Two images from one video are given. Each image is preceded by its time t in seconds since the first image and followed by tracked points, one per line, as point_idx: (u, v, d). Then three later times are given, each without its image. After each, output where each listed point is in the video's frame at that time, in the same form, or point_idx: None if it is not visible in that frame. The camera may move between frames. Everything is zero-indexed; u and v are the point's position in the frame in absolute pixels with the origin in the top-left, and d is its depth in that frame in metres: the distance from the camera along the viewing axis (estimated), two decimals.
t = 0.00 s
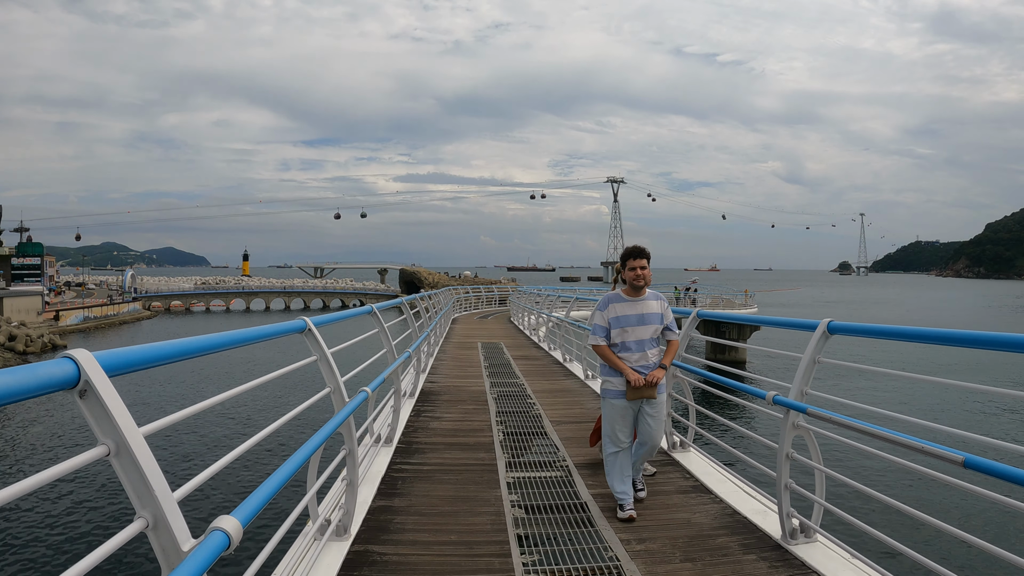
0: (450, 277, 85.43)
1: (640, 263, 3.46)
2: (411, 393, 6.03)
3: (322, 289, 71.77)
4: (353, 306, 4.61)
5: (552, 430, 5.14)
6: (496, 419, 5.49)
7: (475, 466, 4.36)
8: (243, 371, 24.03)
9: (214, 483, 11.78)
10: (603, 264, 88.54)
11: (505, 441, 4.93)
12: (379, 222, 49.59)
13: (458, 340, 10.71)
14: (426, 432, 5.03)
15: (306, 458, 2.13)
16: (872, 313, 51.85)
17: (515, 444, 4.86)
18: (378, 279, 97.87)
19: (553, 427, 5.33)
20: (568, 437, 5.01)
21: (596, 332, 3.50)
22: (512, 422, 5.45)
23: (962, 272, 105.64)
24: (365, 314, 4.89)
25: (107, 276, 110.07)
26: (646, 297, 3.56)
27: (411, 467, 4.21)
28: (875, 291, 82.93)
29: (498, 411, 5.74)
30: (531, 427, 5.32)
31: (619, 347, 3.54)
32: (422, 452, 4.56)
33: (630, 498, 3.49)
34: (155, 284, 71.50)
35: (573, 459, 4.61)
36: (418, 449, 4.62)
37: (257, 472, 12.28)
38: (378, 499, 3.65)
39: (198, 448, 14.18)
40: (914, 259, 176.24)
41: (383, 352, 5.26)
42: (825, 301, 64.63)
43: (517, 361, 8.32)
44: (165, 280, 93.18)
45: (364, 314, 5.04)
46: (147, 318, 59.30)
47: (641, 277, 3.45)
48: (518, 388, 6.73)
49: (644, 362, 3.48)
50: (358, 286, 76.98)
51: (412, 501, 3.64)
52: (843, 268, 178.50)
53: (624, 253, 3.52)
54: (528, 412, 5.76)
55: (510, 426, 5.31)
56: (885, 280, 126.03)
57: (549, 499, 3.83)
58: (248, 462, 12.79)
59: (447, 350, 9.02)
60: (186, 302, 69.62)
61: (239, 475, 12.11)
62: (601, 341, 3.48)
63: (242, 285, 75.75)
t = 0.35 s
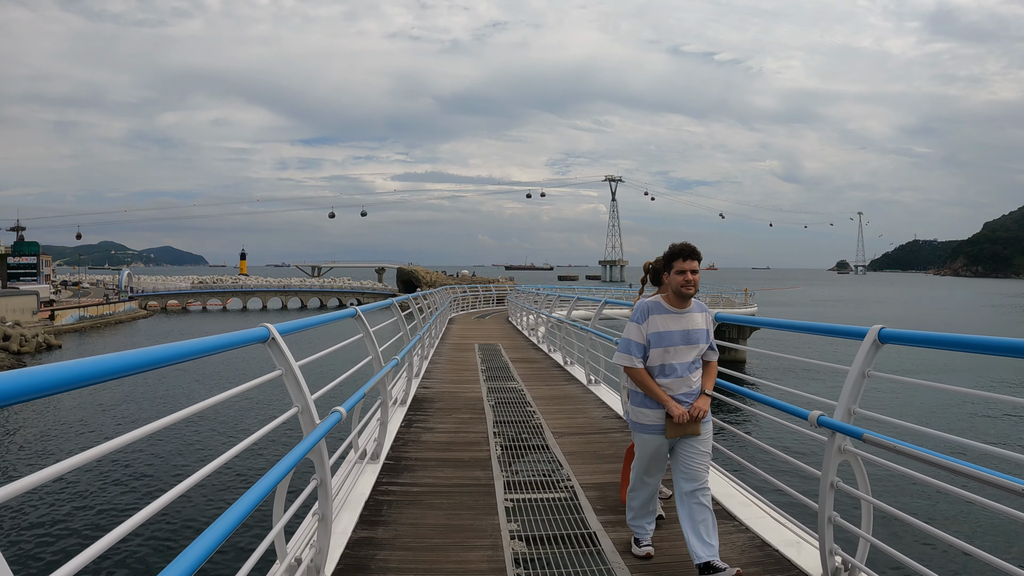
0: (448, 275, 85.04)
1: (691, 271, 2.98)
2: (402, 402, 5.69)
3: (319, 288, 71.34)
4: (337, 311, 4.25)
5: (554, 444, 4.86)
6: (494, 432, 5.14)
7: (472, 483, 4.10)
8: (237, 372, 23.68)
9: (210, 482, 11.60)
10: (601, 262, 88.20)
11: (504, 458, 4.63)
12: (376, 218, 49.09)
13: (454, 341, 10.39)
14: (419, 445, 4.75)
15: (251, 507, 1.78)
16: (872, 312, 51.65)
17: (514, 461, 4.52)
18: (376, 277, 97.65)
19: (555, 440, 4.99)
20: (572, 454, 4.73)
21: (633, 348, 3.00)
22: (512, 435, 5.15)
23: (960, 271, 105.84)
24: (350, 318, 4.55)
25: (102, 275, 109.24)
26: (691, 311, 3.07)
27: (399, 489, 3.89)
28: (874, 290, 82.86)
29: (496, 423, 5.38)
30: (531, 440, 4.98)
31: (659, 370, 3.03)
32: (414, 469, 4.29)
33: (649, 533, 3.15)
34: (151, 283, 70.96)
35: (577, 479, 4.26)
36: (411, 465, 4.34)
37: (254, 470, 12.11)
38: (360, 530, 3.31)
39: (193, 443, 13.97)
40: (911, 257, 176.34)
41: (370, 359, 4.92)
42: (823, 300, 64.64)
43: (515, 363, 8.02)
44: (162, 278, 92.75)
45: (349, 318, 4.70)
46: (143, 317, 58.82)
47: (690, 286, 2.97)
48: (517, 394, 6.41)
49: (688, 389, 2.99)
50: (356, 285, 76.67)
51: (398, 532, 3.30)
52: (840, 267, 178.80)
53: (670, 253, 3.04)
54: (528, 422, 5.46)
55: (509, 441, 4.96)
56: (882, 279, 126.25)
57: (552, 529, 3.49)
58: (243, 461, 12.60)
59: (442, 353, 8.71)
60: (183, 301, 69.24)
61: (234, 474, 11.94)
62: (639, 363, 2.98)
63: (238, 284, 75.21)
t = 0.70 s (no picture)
0: (447, 276, 84.81)
1: (799, 248, 2.19)
2: (397, 410, 5.31)
3: (317, 288, 71.06)
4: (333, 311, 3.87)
5: (555, 432, 4.63)
6: (498, 443, 4.70)
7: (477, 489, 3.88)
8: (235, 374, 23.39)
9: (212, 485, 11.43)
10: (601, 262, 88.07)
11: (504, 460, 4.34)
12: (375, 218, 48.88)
13: (454, 343, 10.14)
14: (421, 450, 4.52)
15: (212, 549, 1.48)
16: (873, 310, 51.51)
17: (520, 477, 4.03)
18: (375, 277, 97.39)
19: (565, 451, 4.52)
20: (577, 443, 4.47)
21: (732, 349, 2.15)
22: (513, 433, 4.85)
23: (960, 269, 106.38)
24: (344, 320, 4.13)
25: (100, 277, 108.72)
26: (800, 305, 2.23)
27: (396, 510, 3.52)
28: (874, 289, 82.79)
29: (500, 431, 4.95)
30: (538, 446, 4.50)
31: (756, 384, 2.18)
32: (416, 479, 4.07)
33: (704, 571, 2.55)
34: (149, 284, 70.66)
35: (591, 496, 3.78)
36: (412, 473, 4.12)
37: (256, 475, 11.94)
38: (352, 561, 2.92)
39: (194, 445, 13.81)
40: (910, 257, 176.41)
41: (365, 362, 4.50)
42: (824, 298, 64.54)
43: (517, 365, 7.78)
44: (160, 279, 92.41)
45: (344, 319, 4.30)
46: (141, 318, 58.47)
47: (801, 268, 2.18)
48: (518, 394, 6.13)
49: (795, 409, 2.17)
50: (355, 285, 76.57)
51: (395, 563, 2.92)
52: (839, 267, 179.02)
53: (768, 227, 2.26)
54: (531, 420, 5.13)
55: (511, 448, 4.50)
56: (881, 278, 126.35)
57: (565, 561, 2.99)
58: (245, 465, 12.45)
59: (442, 355, 8.47)
60: (182, 302, 68.82)
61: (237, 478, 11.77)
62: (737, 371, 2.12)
63: (236, 285, 74.90)
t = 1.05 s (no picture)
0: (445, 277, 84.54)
1: (948, 253, 1.61)
2: (393, 422, 4.67)
3: (315, 289, 70.80)
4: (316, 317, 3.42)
5: (562, 448, 4.32)
6: (504, 458, 4.09)
7: (478, 489, 3.56)
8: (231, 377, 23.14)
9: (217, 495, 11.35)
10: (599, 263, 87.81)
11: (509, 465, 3.98)
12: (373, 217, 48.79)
13: (452, 347, 9.86)
14: (418, 449, 4.20)
15: None
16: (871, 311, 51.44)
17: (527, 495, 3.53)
18: (373, 278, 97.12)
19: (579, 468, 3.94)
20: (586, 456, 4.15)
21: (843, 394, 1.70)
22: (518, 443, 4.48)
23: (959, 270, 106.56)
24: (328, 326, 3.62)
25: (96, 279, 107.85)
26: (947, 329, 1.65)
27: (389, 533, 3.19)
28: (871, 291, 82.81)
29: (506, 447, 4.37)
30: (548, 468, 3.93)
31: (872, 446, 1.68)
32: (413, 474, 3.75)
33: None
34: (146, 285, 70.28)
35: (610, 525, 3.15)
36: (408, 470, 3.80)
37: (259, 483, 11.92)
38: None
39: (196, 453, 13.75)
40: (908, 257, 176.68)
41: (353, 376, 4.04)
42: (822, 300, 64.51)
43: (517, 370, 7.51)
44: (156, 280, 91.83)
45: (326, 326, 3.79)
46: (137, 319, 58.02)
47: (952, 283, 1.59)
48: (521, 402, 5.79)
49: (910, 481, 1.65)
50: (353, 286, 76.30)
51: None
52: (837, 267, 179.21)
53: (905, 222, 1.71)
54: (536, 433, 4.76)
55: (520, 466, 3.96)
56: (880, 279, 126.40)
57: None
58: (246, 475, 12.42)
59: (441, 359, 8.17)
60: (179, 303, 68.43)
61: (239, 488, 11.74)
62: (844, 435, 1.67)
63: (233, 286, 74.53)
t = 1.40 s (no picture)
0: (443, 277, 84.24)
1: None
2: (382, 433, 4.40)
3: (313, 289, 70.40)
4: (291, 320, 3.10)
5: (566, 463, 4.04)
6: (502, 474, 3.85)
7: (474, 513, 3.28)
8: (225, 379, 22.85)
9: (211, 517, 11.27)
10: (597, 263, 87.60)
11: (508, 484, 3.70)
12: (370, 215, 48.55)
13: (448, 349, 9.58)
14: (408, 464, 3.92)
15: None
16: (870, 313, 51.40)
17: (530, 519, 3.27)
18: (371, 278, 96.74)
19: (583, 485, 3.71)
20: (591, 473, 3.88)
21: None
22: (517, 457, 4.19)
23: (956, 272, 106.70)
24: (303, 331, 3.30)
25: (93, 277, 107.25)
26: None
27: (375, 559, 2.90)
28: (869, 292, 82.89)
29: (505, 460, 4.13)
30: (548, 486, 3.70)
31: None
32: (402, 494, 3.47)
33: None
34: (142, 284, 69.81)
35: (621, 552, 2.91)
36: (397, 489, 3.52)
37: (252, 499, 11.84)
38: None
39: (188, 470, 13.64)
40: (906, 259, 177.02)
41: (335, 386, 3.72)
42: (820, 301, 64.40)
43: (515, 373, 7.26)
44: (153, 278, 91.29)
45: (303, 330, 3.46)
46: (133, 318, 57.55)
47: None
48: (521, 411, 5.49)
49: None
50: (351, 286, 75.94)
51: None
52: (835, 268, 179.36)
53: None
54: (538, 446, 4.47)
55: (519, 484, 3.71)
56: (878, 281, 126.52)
57: None
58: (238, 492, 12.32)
59: (436, 362, 7.88)
60: (176, 302, 67.94)
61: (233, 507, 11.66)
62: None
63: (230, 285, 74.12)
